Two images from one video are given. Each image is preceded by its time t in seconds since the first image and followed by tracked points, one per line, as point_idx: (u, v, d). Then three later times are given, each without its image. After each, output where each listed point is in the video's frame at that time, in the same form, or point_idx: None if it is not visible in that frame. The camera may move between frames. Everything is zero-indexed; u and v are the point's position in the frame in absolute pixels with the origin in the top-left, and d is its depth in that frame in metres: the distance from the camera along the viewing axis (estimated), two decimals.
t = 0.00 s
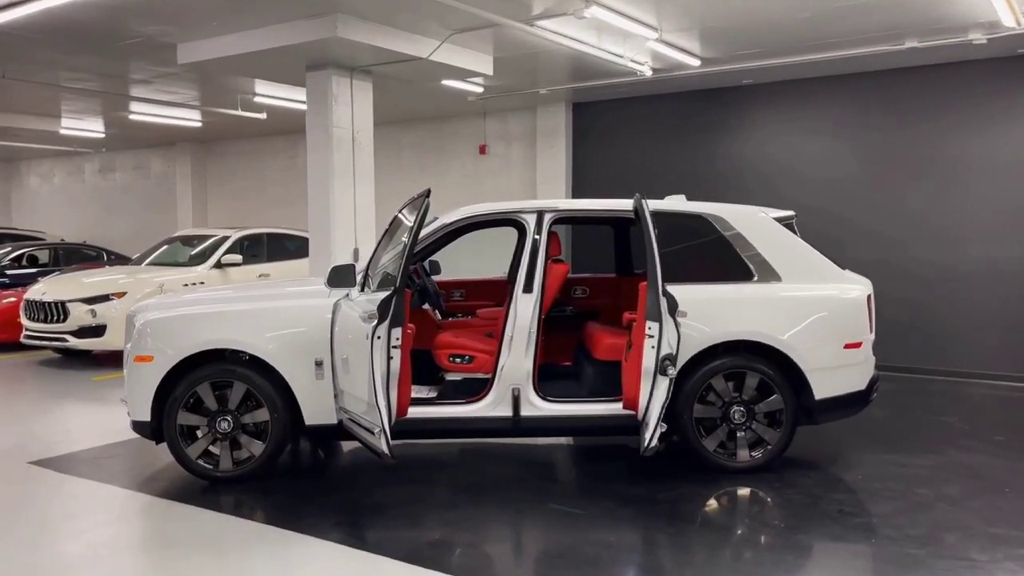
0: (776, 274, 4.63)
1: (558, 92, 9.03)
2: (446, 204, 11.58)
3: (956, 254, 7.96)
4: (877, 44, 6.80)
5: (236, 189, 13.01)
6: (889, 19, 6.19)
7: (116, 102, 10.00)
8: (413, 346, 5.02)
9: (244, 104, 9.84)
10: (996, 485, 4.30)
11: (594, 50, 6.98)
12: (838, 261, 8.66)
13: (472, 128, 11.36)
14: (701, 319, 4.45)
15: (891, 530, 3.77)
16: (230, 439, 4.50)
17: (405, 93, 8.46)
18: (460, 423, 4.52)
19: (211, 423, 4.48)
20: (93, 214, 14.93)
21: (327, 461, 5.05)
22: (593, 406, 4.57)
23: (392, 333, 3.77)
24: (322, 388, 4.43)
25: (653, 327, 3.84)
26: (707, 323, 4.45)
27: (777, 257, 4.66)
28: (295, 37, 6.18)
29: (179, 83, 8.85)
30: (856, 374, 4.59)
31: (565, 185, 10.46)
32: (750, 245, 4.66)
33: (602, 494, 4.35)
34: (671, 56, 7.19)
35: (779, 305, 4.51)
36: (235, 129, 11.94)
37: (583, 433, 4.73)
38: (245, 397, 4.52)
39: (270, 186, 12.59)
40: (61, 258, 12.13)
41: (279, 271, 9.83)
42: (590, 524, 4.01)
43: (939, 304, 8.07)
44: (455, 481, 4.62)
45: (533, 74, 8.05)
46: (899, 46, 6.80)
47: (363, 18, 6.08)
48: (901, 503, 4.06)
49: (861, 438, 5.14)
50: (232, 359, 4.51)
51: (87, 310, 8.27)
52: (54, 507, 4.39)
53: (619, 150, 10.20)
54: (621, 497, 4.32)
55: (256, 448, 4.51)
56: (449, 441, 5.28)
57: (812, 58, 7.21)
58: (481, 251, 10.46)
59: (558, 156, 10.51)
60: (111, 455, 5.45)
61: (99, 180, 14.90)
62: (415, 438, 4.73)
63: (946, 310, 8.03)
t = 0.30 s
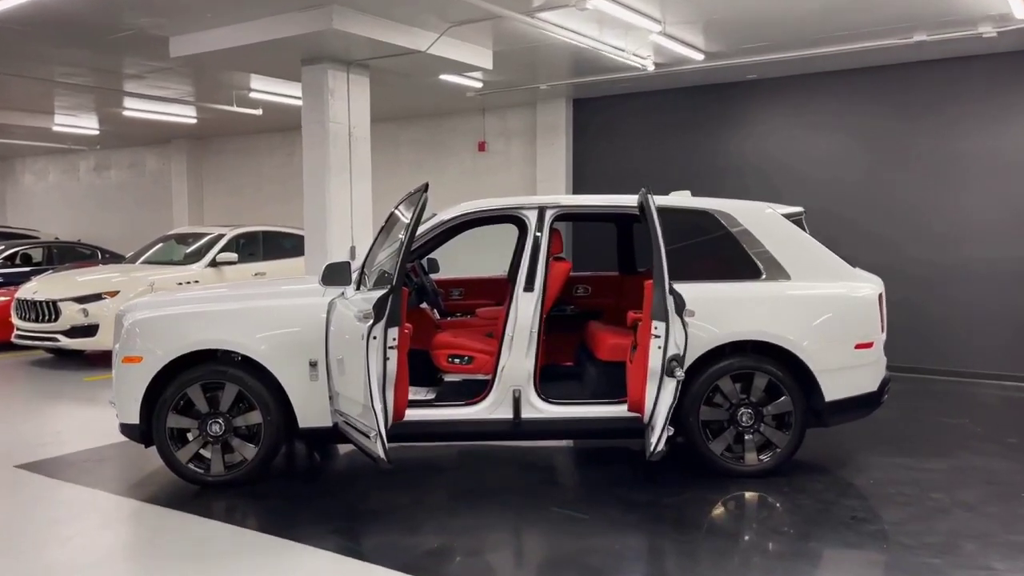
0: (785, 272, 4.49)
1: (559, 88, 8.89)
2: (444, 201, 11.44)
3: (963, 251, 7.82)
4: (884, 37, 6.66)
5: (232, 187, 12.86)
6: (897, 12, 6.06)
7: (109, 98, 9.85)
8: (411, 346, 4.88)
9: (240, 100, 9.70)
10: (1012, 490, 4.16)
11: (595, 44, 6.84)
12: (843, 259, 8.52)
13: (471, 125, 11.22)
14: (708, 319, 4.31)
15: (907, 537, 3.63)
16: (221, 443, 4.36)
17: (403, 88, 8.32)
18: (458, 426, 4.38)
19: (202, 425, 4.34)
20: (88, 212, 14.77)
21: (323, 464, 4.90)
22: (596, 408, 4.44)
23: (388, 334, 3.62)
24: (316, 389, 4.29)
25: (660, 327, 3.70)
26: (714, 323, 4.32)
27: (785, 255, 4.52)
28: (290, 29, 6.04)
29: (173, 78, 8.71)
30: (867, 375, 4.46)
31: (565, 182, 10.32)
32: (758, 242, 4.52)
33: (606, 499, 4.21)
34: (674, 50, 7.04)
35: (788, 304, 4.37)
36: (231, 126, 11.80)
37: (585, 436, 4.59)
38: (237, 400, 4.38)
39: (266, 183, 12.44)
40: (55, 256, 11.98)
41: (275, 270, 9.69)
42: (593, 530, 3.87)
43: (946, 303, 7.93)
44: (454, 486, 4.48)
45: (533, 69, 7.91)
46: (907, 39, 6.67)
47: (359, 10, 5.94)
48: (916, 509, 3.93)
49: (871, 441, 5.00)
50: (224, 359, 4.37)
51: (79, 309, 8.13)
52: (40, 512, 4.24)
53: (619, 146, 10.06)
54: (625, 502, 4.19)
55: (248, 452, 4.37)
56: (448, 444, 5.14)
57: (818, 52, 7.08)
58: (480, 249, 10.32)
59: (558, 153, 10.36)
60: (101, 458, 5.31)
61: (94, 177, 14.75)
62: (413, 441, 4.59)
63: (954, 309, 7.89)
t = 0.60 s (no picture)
0: (795, 274, 4.33)
1: (559, 85, 8.74)
2: (442, 200, 11.28)
3: (972, 251, 7.68)
4: (892, 32, 6.51)
5: (228, 185, 12.70)
6: (906, 6, 5.90)
7: (101, 95, 9.69)
8: (407, 350, 4.73)
9: (234, 97, 9.54)
10: None
11: (596, 39, 6.68)
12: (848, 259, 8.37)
13: (469, 123, 11.06)
14: (715, 322, 4.16)
15: (925, 550, 3.48)
16: (210, 451, 4.20)
17: (400, 84, 8.16)
18: (456, 433, 4.23)
19: (190, 433, 4.18)
20: (82, 211, 14.61)
21: (317, 472, 4.75)
22: (599, 415, 4.28)
23: (383, 338, 3.47)
24: (309, 396, 4.13)
25: (666, 331, 3.54)
26: (722, 326, 4.17)
27: (794, 255, 4.36)
28: (284, 22, 5.88)
29: (165, 74, 8.55)
30: (880, 380, 4.31)
31: (565, 180, 10.16)
32: (767, 242, 4.37)
33: (610, 509, 4.06)
34: (677, 45, 6.88)
35: (798, 307, 4.22)
36: (226, 124, 11.64)
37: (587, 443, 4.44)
38: (227, 406, 4.22)
39: (262, 182, 12.28)
40: (48, 255, 11.82)
41: (270, 270, 9.53)
42: (597, 541, 3.72)
43: (954, 304, 7.79)
44: (452, 495, 4.33)
45: (533, 65, 7.75)
46: (916, 34, 6.52)
47: (355, 3, 5.78)
48: (933, 521, 3.78)
49: (882, 448, 4.86)
50: (213, 364, 4.22)
51: (69, 311, 7.97)
52: (21, 523, 4.08)
53: (620, 144, 9.91)
54: (629, 512, 4.04)
55: (238, 461, 4.21)
56: (445, 451, 4.99)
57: (824, 47, 6.93)
58: (479, 249, 10.16)
59: (558, 151, 10.20)
60: (88, 465, 5.15)
61: (88, 176, 14.59)
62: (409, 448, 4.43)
63: (962, 310, 7.75)
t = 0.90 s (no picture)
0: (806, 276, 4.19)
1: (560, 82, 8.58)
2: (440, 200, 11.13)
3: (981, 252, 7.53)
4: (902, 28, 6.36)
5: (223, 184, 12.54)
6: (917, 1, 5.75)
7: (94, 92, 9.53)
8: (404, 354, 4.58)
9: (229, 95, 9.38)
10: None
11: (598, 35, 6.52)
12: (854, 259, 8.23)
13: (468, 121, 10.91)
14: (724, 326, 4.01)
15: (945, 566, 3.33)
16: (199, 460, 4.04)
17: (397, 81, 8.00)
18: (455, 441, 4.08)
19: (179, 441, 4.02)
20: (76, 211, 14.45)
21: (311, 481, 4.60)
22: (604, 422, 4.13)
23: (378, 345, 3.31)
24: (302, 402, 3.98)
25: (675, 336, 3.40)
26: (730, 331, 4.02)
27: (806, 257, 4.22)
28: (279, 17, 5.72)
29: (158, 71, 8.39)
30: (894, 387, 4.16)
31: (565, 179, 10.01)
32: (777, 243, 4.22)
33: (615, 520, 3.91)
34: (681, 41, 6.73)
35: (810, 310, 4.07)
36: (221, 122, 11.47)
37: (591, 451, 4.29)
38: (217, 413, 4.06)
39: (258, 181, 12.11)
40: (40, 255, 11.66)
41: (265, 271, 9.38)
42: (601, 555, 3.57)
43: (962, 306, 7.65)
44: (451, 505, 4.17)
45: (533, 62, 7.60)
46: (925, 30, 6.37)
47: None
48: (952, 534, 3.63)
49: (895, 455, 4.71)
50: (202, 370, 4.06)
51: (60, 312, 7.80)
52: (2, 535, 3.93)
53: (621, 143, 9.76)
54: (635, 523, 3.88)
55: (228, 470, 4.05)
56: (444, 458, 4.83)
57: (831, 43, 6.78)
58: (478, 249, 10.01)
59: (558, 150, 10.05)
60: (75, 473, 4.99)
61: (82, 175, 14.42)
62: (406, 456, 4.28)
63: (970, 312, 7.61)
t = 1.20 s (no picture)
0: (817, 274, 4.03)
1: (560, 78, 8.43)
2: (438, 198, 10.97)
3: (990, 251, 7.39)
4: (911, 20, 6.21)
5: (219, 182, 12.38)
6: None
7: (86, 88, 9.37)
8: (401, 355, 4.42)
9: (223, 90, 9.22)
10: None
11: (600, 27, 6.37)
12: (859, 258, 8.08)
13: (466, 118, 10.75)
14: (733, 326, 3.85)
15: None
16: (187, 466, 3.89)
17: (394, 76, 7.85)
18: (453, 446, 3.92)
19: (165, 447, 3.86)
20: (70, 210, 14.29)
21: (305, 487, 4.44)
22: (608, 425, 3.98)
23: (373, 346, 3.15)
24: (293, 405, 3.82)
25: (683, 337, 3.25)
26: (739, 331, 3.86)
27: (817, 254, 4.06)
28: (272, 8, 5.56)
29: (150, 66, 8.23)
30: (910, 390, 4.01)
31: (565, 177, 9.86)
32: (788, 240, 4.06)
33: (620, 528, 3.76)
34: (685, 34, 6.58)
35: (822, 309, 3.92)
36: (217, 119, 11.32)
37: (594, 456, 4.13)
38: (206, 417, 3.91)
39: (254, 179, 11.96)
40: (33, 255, 11.50)
41: (261, 270, 9.22)
42: (606, 565, 3.41)
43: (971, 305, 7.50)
44: (449, 511, 4.02)
45: (533, 56, 7.44)
46: (935, 23, 6.21)
47: None
48: (972, 544, 3.48)
49: (908, 460, 4.55)
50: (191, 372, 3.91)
51: (49, 312, 7.65)
52: None
53: (622, 140, 9.61)
54: (640, 532, 3.73)
55: (217, 477, 3.89)
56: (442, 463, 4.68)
57: (838, 36, 6.63)
58: (476, 247, 9.86)
59: (558, 147, 9.89)
60: (61, 478, 4.83)
61: (76, 173, 14.26)
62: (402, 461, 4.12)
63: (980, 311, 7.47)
